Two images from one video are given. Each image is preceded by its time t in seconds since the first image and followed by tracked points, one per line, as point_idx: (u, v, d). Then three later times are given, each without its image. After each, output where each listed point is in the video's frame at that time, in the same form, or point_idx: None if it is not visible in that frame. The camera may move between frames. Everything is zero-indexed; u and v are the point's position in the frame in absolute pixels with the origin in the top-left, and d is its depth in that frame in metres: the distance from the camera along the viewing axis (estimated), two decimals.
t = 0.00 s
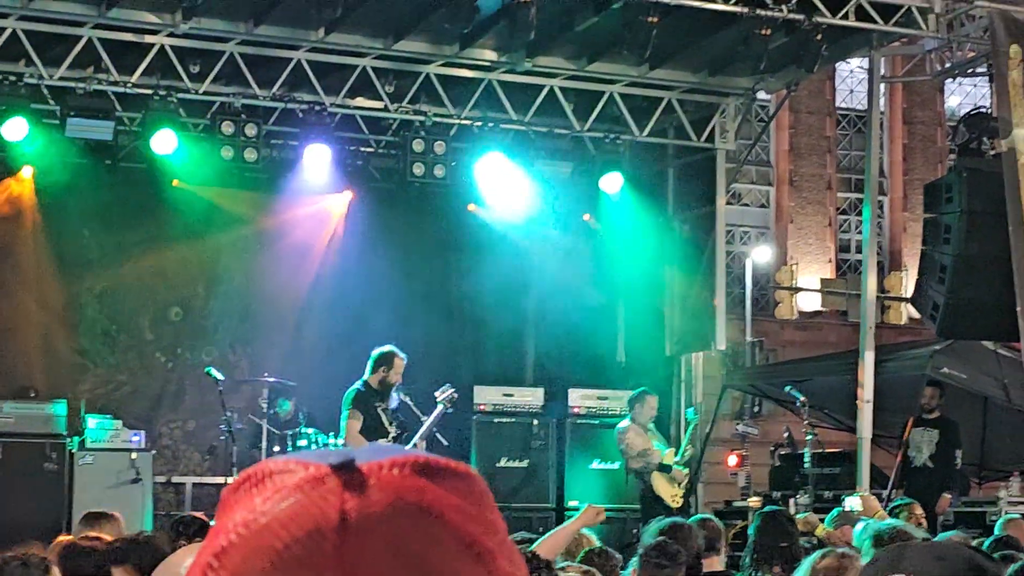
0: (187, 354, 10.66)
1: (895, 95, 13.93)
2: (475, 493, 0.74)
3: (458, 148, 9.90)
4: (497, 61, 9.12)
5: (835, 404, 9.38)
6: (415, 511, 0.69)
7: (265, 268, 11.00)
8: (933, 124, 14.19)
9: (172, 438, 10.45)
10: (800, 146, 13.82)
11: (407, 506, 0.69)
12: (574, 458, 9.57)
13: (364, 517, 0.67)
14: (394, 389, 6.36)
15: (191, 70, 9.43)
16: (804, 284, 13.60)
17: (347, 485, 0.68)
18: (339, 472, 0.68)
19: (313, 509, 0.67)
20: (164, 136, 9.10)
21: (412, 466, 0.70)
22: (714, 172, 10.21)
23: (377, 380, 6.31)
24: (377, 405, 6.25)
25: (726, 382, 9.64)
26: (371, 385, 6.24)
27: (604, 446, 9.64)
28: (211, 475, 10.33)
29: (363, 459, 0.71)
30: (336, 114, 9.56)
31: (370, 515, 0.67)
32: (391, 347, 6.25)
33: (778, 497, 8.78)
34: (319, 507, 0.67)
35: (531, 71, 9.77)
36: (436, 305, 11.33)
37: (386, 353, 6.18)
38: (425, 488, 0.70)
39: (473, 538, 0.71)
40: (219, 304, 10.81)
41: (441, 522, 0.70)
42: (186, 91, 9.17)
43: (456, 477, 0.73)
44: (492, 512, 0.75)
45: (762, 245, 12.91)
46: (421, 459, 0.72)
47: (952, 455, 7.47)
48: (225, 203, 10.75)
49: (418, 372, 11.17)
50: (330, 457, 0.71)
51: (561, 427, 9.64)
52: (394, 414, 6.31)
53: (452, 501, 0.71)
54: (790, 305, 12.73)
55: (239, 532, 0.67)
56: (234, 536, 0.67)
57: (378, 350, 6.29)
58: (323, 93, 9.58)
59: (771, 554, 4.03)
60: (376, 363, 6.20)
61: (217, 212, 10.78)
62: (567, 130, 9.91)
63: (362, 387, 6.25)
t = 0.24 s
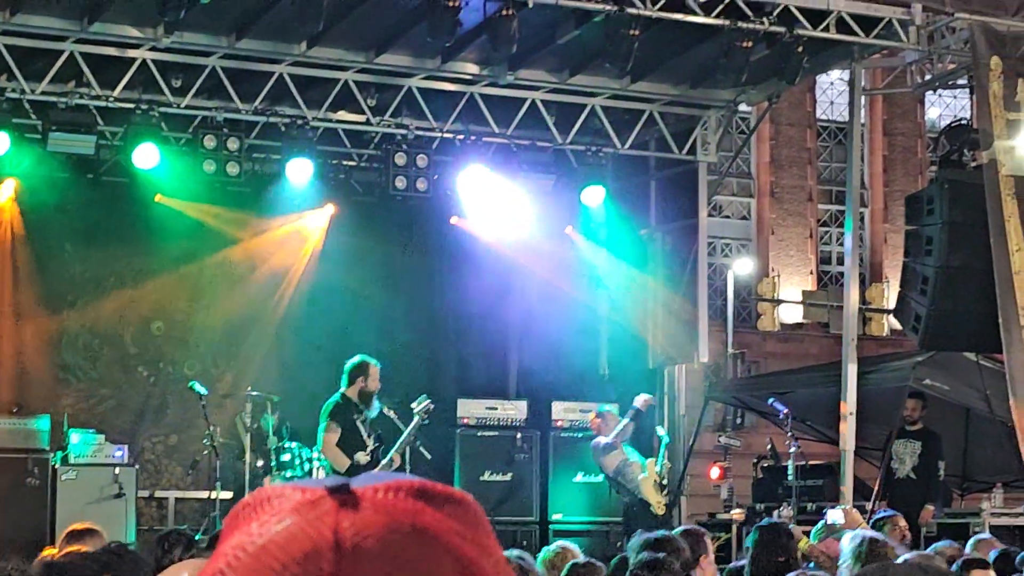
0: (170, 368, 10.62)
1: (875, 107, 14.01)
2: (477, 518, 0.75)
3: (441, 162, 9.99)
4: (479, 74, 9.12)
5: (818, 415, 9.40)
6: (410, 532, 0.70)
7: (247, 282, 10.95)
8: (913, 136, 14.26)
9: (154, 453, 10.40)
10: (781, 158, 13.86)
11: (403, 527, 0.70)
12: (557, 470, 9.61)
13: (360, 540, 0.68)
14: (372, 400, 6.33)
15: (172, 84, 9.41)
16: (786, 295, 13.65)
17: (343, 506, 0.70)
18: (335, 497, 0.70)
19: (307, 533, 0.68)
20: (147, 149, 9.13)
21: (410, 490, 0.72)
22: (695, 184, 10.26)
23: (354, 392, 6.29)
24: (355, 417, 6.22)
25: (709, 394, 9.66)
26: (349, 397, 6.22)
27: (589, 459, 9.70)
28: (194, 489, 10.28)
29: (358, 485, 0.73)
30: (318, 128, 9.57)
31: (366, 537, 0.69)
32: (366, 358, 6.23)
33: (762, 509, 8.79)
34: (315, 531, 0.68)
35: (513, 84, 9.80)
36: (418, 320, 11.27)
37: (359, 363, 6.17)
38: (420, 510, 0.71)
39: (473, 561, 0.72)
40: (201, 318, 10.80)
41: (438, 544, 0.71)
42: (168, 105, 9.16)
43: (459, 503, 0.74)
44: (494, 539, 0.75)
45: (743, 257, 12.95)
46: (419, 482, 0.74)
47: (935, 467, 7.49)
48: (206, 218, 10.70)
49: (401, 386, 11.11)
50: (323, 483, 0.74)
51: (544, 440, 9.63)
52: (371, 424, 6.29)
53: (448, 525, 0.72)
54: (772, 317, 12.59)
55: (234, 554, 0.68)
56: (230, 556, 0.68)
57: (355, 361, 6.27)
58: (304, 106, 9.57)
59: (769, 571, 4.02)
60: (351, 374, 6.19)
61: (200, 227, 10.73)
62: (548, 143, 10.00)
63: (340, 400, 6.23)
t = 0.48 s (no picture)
0: (159, 380, 10.64)
1: (863, 117, 14.06)
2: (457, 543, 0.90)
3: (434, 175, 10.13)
4: (468, 86, 9.15)
5: (808, 424, 9.42)
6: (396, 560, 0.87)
7: (236, 296, 10.94)
8: (902, 146, 14.32)
9: (144, 465, 10.40)
10: (769, 168, 13.92)
11: (389, 551, 0.87)
12: (548, 481, 9.58)
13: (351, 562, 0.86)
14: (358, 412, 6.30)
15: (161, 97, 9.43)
16: (775, 305, 13.70)
17: (334, 538, 0.87)
18: (326, 527, 0.88)
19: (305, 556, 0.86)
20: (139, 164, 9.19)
21: (397, 519, 0.88)
22: (684, 195, 10.32)
23: (339, 405, 6.23)
24: (343, 429, 6.23)
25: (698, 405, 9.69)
26: (335, 409, 6.20)
27: (579, 469, 9.66)
28: (185, 501, 10.28)
29: (346, 513, 0.91)
30: (306, 140, 9.59)
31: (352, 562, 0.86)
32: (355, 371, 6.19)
33: (752, 519, 8.77)
34: (310, 555, 0.86)
35: (502, 96, 9.84)
36: (408, 331, 11.23)
37: (348, 375, 6.13)
38: (407, 540, 0.87)
39: None
40: (190, 330, 10.80)
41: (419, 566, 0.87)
42: (157, 118, 9.19)
43: (446, 529, 0.89)
44: (478, 559, 0.91)
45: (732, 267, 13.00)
46: (401, 512, 0.90)
47: (924, 476, 7.52)
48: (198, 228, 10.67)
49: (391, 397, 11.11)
50: (319, 511, 0.91)
51: (535, 450, 9.64)
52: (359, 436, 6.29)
53: (430, 547, 0.88)
54: (761, 327, 12.93)
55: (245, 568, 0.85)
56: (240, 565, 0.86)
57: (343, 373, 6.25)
58: (293, 119, 9.62)
59: None
60: (339, 385, 6.13)
61: (188, 242, 10.70)
62: (538, 154, 10.03)
63: (325, 412, 6.22)
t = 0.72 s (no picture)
0: (155, 389, 10.62)
1: (859, 125, 14.09)
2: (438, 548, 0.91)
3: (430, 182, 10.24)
4: (463, 94, 9.23)
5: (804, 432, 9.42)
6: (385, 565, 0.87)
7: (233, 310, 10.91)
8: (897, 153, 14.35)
9: (140, 474, 10.37)
10: (765, 175, 13.93)
11: (374, 557, 0.87)
12: (545, 490, 9.58)
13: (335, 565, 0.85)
14: (353, 420, 6.30)
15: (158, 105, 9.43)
16: (771, 312, 13.70)
17: (320, 539, 0.86)
18: (310, 533, 0.87)
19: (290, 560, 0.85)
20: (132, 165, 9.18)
21: (381, 524, 0.89)
22: (680, 202, 10.35)
23: (334, 413, 6.21)
24: (338, 437, 6.22)
25: (694, 412, 9.69)
26: (330, 416, 6.19)
27: (576, 477, 9.66)
28: (181, 510, 10.25)
29: (331, 518, 0.90)
30: (303, 148, 9.60)
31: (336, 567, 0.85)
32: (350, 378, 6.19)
33: (749, 527, 8.76)
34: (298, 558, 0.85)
35: (498, 104, 9.84)
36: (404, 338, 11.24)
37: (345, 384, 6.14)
38: (393, 545, 0.88)
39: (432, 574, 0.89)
40: (186, 338, 10.78)
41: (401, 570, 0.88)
42: (153, 126, 9.19)
43: (428, 531, 0.91)
44: (461, 561, 0.92)
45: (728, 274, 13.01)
46: (391, 516, 0.90)
47: (921, 483, 7.51)
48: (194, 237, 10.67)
49: (388, 405, 11.10)
50: (301, 518, 0.90)
51: (531, 458, 9.64)
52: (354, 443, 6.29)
53: (414, 550, 0.89)
54: (757, 334, 12.92)
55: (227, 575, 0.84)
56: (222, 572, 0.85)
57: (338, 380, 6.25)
58: (290, 127, 9.64)
59: None
60: (334, 394, 6.14)
61: (181, 254, 10.70)
62: (534, 162, 10.10)
63: (320, 420, 6.20)
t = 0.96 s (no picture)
0: (150, 393, 10.61)
1: (854, 130, 14.11)
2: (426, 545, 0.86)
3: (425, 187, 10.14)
4: (459, 99, 9.21)
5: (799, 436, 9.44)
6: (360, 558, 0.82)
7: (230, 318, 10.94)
8: (892, 158, 14.38)
9: (135, 478, 10.34)
10: (760, 180, 13.95)
11: (354, 553, 0.82)
12: (540, 495, 9.58)
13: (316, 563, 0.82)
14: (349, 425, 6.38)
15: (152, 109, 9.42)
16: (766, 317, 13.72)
17: (302, 538, 0.83)
18: (290, 529, 0.84)
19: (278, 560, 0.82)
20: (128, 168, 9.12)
21: (362, 520, 0.85)
22: (675, 207, 10.37)
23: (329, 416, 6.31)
24: (331, 441, 6.22)
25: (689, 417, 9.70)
26: (325, 420, 6.20)
27: (570, 482, 9.66)
28: (175, 514, 10.22)
29: (316, 517, 0.87)
30: (298, 152, 9.58)
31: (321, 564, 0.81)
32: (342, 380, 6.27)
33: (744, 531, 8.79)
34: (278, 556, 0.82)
35: (493, 109, 9.86)
36: (399, 342, 11.24)
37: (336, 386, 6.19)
38: (372, 534, 0.84)
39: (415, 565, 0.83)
40: (181, 342, 10.76)
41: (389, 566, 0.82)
42: (148, 130, 9.18)
43: (409, 527, 0.86)
44: (446, 557, 0.87)
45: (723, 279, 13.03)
46: (375, 513, 0.86)
47: (916, 487, 7.52)
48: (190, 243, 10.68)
49: (383, 410, 11.09)
50: (286, 517, 0.87)
51: (526, 462, 9.64)
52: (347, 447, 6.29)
53: (396, 548, 0.84)
54: (751, 339, 12.93)
55: None
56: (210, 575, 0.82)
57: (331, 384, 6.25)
58: (285, 131, 9.63)
59: None
60: (329, 396, 6.23)
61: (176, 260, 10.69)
62: (529, 167, 10.10)
63: (314, 424, 6.20)
